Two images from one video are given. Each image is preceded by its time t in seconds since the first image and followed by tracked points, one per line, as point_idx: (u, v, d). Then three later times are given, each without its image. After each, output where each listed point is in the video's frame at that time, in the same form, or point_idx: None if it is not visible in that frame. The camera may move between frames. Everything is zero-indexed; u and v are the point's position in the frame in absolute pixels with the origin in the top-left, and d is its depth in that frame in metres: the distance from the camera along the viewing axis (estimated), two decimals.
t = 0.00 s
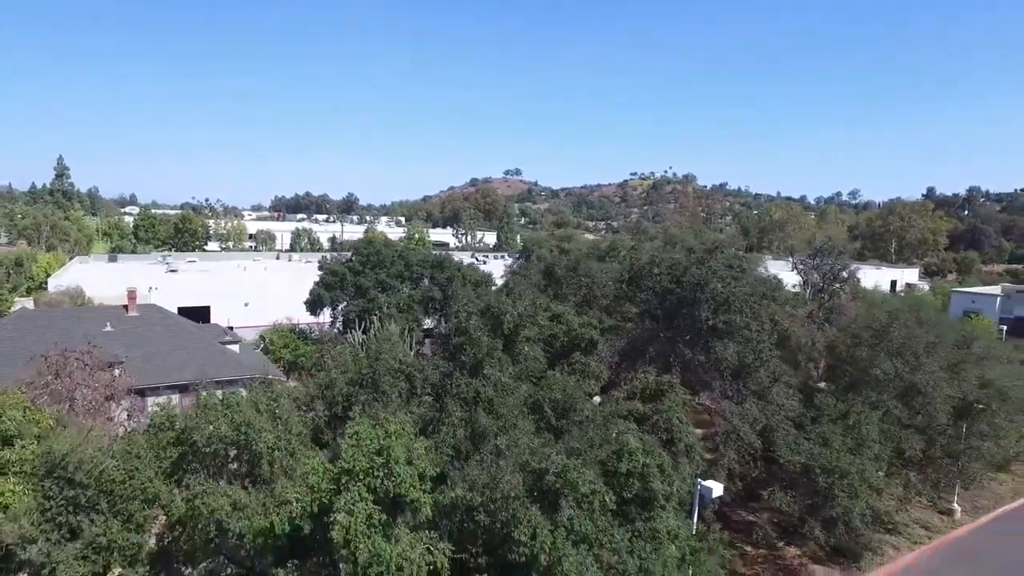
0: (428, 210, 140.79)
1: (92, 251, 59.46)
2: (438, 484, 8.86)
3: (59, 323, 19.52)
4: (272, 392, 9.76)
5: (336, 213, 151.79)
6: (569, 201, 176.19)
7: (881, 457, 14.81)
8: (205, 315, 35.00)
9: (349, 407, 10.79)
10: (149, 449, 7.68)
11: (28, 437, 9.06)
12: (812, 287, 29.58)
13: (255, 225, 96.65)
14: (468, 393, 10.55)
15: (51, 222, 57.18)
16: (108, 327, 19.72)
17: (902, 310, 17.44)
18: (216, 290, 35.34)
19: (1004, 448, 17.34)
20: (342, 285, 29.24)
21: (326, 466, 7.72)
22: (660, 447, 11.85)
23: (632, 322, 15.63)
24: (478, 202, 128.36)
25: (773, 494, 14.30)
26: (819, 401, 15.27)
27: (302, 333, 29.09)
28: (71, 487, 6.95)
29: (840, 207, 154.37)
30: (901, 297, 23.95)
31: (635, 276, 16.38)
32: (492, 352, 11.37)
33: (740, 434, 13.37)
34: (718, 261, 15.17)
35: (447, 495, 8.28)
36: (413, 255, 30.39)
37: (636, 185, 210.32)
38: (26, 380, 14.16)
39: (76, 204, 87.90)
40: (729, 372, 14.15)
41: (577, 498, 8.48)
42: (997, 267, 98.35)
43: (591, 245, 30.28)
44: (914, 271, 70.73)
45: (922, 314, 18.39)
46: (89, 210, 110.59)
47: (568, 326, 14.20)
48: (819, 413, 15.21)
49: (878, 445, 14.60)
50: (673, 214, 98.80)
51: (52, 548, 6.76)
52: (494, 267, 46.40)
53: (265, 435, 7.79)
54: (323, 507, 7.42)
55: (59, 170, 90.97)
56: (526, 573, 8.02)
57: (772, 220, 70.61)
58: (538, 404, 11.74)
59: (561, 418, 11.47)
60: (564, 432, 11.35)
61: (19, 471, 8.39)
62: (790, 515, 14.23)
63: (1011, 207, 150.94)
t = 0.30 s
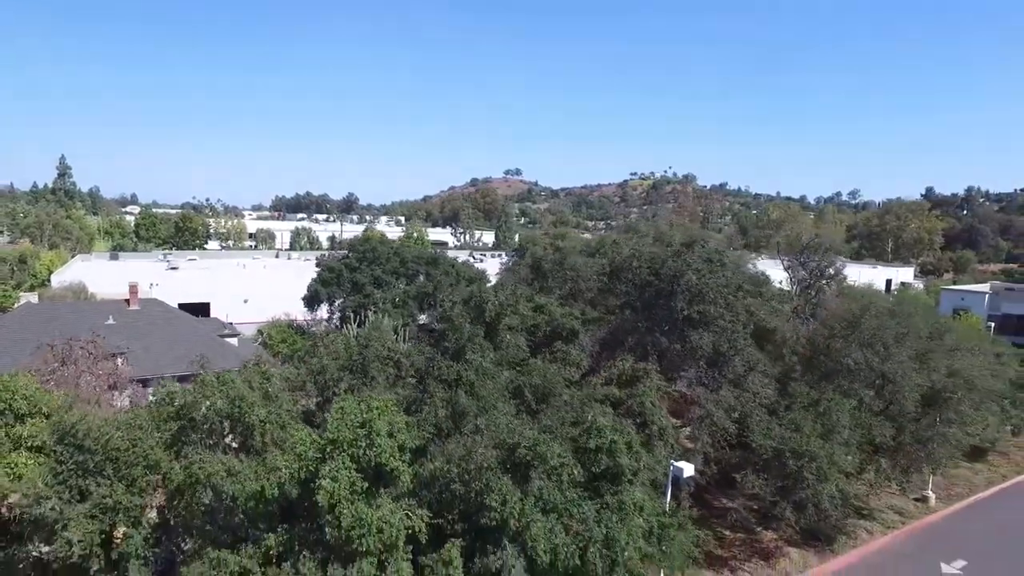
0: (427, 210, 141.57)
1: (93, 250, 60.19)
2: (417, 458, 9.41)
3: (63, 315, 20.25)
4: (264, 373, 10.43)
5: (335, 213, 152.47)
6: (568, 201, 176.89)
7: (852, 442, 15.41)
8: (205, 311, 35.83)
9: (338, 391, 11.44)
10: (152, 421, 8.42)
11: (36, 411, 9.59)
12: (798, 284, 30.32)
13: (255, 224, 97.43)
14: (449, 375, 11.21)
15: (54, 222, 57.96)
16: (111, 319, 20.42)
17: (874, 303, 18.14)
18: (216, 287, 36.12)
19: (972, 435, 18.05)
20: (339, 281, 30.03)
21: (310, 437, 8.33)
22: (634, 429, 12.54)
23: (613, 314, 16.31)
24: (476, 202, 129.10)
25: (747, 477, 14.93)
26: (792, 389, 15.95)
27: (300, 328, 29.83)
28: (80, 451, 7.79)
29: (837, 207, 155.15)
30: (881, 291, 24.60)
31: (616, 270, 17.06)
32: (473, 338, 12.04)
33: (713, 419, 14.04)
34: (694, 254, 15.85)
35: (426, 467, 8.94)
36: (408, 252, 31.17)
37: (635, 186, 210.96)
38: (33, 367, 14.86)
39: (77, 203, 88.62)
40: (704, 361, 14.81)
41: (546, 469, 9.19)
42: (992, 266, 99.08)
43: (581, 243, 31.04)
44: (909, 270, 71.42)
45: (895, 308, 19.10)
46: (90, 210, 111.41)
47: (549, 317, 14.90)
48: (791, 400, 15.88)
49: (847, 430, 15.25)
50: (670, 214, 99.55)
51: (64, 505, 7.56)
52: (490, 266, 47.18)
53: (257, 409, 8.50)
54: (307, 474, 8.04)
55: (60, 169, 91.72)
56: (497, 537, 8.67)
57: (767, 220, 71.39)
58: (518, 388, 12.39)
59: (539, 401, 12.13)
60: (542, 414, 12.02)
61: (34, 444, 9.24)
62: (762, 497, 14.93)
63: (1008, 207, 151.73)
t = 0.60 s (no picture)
0: (426, 210, 142.96)
1: (94, 248, 60.92)
2: (398, 434, 10.11)
3: (66, 309, 20.93)
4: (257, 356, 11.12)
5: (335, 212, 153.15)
6: (567, 201, 177.64)
7: (823, 428, 16.08)
8: (204, 307, 36.54)
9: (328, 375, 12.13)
10: (153, 397, 9.14)
11: (45, 390, 10.25)
12: (783, 280, 31.07)
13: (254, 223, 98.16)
14: (432, 359, 11.89)
15: (56, 220, 58.75)
16: (112, 313, 21.09)
17: (847, 296, 18.86)
18: (215, 284, 36.87)
19: (940, 423, 18.81)
20: (335, 277, 30.78)
21: (297, 412, 9.02)
22: (609, 412, 13.23)
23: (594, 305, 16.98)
24: (475, 201, 129.84)
25: (721, 460, 15.61)
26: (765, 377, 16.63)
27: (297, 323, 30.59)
28: (87, 423, 8.50)
29: (835, 207, 156.04)
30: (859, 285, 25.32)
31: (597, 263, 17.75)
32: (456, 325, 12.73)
33: (687, 404, 14.72)
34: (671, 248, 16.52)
35: (406, 441, 9.62)
36: (403, 249, 31.89)
37: (634, 185, 211.73)
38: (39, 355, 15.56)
39: (77, 203, 89.32)
40: (681, 349, 15.47)
41: (518, 444, 9.90)
42: (987, 265, 99.86)
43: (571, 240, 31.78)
44: (902, 268, 72.19)
45: (868, 300, 19.82)
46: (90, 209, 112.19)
47: (532, 308, 15.59)
48: (764, 388, 16.57)
49: (818, 416, 15.93)
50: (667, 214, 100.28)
51: (72, 471, 8.23)
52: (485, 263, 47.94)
53: (250, 386, 9.26)
54: (294, 444, 8.76)
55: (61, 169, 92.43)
56: (470, 505, 9.35)
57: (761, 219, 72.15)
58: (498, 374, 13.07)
59: (518, 385, 12.81)
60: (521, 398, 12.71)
61: (42, 421, 9.83)
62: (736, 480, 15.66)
63: (1005, 207, 152.63)
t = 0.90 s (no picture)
0: (424, 209, 143.84)
1: (94, 246, 61.64)
2: (381, 413, 10.85)
3: (70, 303, 21.68)
4: (252, 339, 11.85)
5: (334, 212, 153.95)
6: (565, 201, 178.45)
7: (793, 414, 16.86)
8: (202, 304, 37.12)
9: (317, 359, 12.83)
10: (156, 376, 9.94)
11: (52, 375, 10.81)
12: (768, 276, 31.87)
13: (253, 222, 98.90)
14: (417, 344, 12.65)
15: (58, 219, 59.59)
16: (114, 307, 21.84)
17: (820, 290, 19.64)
18: (212, 281, 37.51)
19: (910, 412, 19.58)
20: (331, 273, 31.61)
21: (286, 390, 9.79)
22: (585, 397, 14.05)
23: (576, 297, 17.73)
24: (473, 201, 130.68)
25: (697, 444, 16.36)
26: (739, 365, 17.37)
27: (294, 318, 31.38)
28: (95, 398, 9.30)
29: (832, 207, 156.98)
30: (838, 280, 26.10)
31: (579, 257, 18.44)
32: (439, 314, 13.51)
33: (661, 392, 15.48)
34: (648, 242, 17.29)
35: (388, 418, 10.34)
36: (398, 246, 32.68)
37: (632, 185, 212.47)
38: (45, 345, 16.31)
39: (77, 201, 90.09)
40: (657, 338, 16.21)
41: (492, 421, 10.68)
42: (981, 264, 100.68)
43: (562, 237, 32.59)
44: (894, 267, 73.01)
45: (842, 295, 20.61)
46: (90, 208, 113.04)
47: (515, 300, 16.34)
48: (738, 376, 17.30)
49: (789, 403, 16.69)
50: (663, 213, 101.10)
51: (81, 441, 9.01)
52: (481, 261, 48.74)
53: (244, 366, 10.03)
54: (283, 418, 9.53)
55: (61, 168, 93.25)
56: (446, 477, 10.09)
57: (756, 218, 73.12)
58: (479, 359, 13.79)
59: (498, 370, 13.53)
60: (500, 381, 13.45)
61: (50, 401, 10.37)
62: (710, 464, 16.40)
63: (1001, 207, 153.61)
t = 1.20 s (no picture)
0: (423, 209, 144.71)
1: (95, 244, 62.46)
2: (366, 391, 11.63)
3: (73, 296, 22.47)
4: (246, 323, 12.63)
5: (334, 211, 154.72)
6: (564, 201, 179.30)
7: (765, 400, 17.62)
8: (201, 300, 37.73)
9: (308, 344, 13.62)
10: (156, 357, 10.80)
11: (60, 359, 11.03)
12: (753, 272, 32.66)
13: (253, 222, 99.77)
14: (402, 329, 13.45)
15: (59, 217, 60.53)
16: (116, 299, 22.62)
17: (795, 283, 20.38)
18: (211, 278, 38.25)
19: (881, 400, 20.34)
20: (327, 269, 32.52)
21: (277, 368, 10.59)
22: (561, 381, 14.81)
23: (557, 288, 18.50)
24: (470, 200, 131.56)
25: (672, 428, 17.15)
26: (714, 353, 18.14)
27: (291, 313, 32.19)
28: (101, 375, 10.14)
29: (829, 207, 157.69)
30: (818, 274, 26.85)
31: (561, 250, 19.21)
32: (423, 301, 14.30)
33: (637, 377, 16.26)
34: (626, 235, 18.03)
35: (372, 396, 11.13)
36: (393, 243, 33.49)
37: (631, 185, 213.24)
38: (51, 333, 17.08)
39: (78, 201, 90.96)
40: (634, 327, 17.00)
41: (470, 399, 11.46)
42: (974, 263, 101.48)
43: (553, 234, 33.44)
44: (886, 265, 73.79)
45: (817, 287, 21.36)
46: (91, 208, 114.03)
47: (499, 291, 17.09)
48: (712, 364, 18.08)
49: (760, 389, 17.46)
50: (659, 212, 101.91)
51: (89, 413, 9.83)
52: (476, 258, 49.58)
53: (238, 346, 10.82)
54: (273, 394, 10.31)
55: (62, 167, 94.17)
56: (425, 449, 10.87)
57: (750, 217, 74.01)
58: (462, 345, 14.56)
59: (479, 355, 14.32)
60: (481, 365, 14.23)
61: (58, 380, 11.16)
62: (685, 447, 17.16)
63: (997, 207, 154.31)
